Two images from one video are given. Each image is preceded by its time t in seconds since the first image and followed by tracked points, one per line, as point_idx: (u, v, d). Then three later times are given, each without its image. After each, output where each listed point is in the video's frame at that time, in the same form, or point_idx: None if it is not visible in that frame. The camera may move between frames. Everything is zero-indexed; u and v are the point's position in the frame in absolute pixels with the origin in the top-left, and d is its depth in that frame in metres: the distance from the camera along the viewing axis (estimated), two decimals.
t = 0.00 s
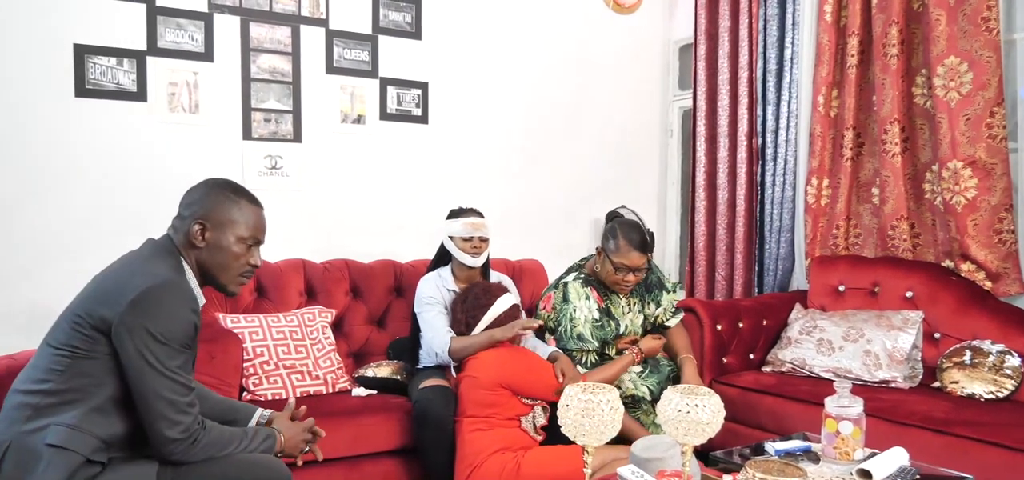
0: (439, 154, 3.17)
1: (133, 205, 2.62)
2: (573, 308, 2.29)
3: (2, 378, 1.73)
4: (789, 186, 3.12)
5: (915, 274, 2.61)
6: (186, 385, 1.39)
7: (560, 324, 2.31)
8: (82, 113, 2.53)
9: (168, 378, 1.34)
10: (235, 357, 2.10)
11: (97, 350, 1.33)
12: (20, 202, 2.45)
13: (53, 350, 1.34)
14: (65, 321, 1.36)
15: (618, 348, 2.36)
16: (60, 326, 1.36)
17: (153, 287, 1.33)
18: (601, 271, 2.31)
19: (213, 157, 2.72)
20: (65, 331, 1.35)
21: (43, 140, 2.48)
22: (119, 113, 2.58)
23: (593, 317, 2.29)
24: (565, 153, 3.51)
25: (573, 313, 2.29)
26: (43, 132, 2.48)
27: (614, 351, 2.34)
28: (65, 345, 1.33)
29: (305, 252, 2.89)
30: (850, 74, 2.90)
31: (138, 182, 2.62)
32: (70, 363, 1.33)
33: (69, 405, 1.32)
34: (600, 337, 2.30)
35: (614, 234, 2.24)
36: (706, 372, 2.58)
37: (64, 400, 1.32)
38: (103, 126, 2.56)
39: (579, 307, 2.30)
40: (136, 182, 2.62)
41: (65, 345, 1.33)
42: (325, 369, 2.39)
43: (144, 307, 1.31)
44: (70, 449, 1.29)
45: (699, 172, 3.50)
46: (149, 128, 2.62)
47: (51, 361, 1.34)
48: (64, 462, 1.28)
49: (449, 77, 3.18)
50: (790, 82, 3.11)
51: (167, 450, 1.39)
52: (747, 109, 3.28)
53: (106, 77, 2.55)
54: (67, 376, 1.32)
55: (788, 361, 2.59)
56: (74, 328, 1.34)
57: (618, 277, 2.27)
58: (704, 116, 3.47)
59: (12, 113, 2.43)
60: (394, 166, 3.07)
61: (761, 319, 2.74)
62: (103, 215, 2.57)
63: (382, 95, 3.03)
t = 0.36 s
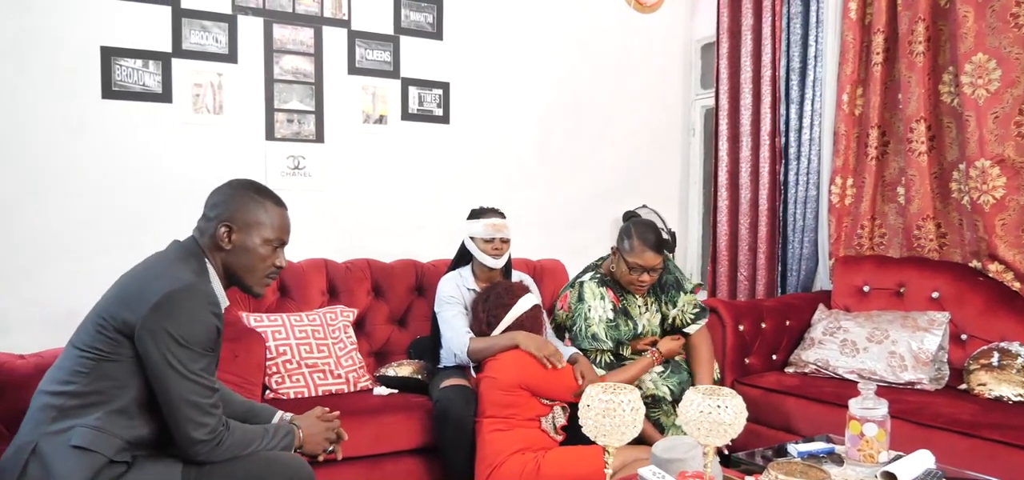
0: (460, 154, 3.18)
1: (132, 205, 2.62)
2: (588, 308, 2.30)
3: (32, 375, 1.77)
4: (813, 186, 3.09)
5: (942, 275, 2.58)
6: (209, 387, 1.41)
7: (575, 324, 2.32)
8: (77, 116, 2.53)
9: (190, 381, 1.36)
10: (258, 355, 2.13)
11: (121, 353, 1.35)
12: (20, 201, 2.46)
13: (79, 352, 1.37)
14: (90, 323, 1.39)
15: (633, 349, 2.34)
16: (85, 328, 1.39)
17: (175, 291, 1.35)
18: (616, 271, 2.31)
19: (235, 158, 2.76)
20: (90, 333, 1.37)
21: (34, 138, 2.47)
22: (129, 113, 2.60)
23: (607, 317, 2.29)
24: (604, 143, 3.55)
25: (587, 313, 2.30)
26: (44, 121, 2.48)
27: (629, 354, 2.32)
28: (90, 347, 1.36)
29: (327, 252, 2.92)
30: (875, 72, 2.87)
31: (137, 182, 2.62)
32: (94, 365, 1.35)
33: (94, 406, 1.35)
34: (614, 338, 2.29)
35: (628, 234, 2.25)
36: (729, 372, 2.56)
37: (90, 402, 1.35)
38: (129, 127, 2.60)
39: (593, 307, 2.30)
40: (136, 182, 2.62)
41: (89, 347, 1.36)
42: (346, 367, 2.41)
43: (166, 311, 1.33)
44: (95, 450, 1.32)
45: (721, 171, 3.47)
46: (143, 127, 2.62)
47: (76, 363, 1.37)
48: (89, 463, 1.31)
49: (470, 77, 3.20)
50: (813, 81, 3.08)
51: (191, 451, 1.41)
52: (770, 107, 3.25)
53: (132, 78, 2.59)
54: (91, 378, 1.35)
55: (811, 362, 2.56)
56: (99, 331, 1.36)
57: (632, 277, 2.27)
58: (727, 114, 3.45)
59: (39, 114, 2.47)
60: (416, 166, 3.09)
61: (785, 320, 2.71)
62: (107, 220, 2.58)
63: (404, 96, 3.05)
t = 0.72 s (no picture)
0: (471, 154, 3.19)
1: (134, 206, 2.63)
2: (597, 306, 2.29)
3: (47, 373, 1.79)
4: (825, 185, 3.07)
5: (956, 274, 2.56)
6: (225, 387, 1.42)
7: (584, 322, 2.31)
8: (86, 117, 2.55)
9: (206, 381, 1.37)
10: (270, 354, 2.14)
11: (137, 352, 1.37)
12: (20, 201, 2.47)
13: (96, 351, 1.39)
14: (108, 323, 1.40)
15: (641, 349, 2.32)
16: (103, 327, 1.41)
17: (192, 292, 1.36)
18: (628, 272, 2.30)
19: (248, 157, 2.78)
20: (108, 332, 1.39)
21: (40, 139, 2.49)
22: (142, 113, 2.62)
23: (616, 316, 2.28)
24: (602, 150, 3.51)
25: (596, 311, 2.29)
26: (55, 121, 2.50)
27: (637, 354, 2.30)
28: (107, 346, 1.38)
29: (339, 251, 2.94)
30: (889, 70, 2.85)
31: (139, 182, 2.63)
32: (111, 364, 1.37)
33: (111, 405, 1.36)
34: (622, 338, 2.28)
35: (636, 234, 2.25)
36: (740, 372, 2.55)
37: (107, 402, 1.36)
38: (142, 127, 2.62)
39: (603, 305, 2.30)
40: (136, 182, 2.63)
41: (107, 346, 1.37)
42: (358, 367, 2.43)
43: (184, 312, 1.34)
44: (111, 449, 1.33)
45: (733, 170, 3.46)
46: (156, 128, 2.64)
47: (93, 363, 1.38)
48: (105, 461, 1.32)
49: (482, 77, 3.20)
50: (826, 79, 3.06)
51: (206, 450, 1.42)
52: (783, 106, 3.23)
53: (146, 78, 2.62)
54: (109, 377, 1.36)
55: (824, 362, 2.55)
56: (116, 330, 1.38)
57: (644, 277, 2.26)
58: (739, 113, 3.44)
59: (55, 114, 2.50)
60: (427, 166, 3.10)
61: (797, 320, 2.70)
62: (112, 224, 2.59)
63: (415, 95, 3.06)
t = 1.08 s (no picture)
0: (476, 146, 3.19)
1: (145, 205, 2.64)
2: (601, 295, 2.32)
3: (54, 366, 1.80)
4: (832, 177, 3.06)
5: (963, 267, 2.55)
6: (230, 380, 1.43)
7: (588, 310, 2.35)
8: (91, 110, 2.55)
9: (212, 373, 1.38)
10: (275, 346, 2.15)
11: (143, 345, 1.38)
12: (20, 201, 2.48)
13: (101, 344, 1.39)
14: (113, 316, 1.41)
15: (646, 340, 2.34)
16: (108, 320, 1.41)
17: (196, 284, 1.36)
18: (635, 262, 2.29)
19: (253, 150, 2.78)
20: (113, 325, 1.40)
21: (40, 138, 2.49)
22: (147, 106, 2.62)
23: (620, 304, 2.31)
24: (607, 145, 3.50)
25: (600, 300, 2.32)
26: (59, 114, 2.51)
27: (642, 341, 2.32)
28: (113, 338, 1.38)
29: (345, 243, 2.94)
30: (897, 62, 2.83)
31: (140, 178, 2.63)
32: (116, 356, 1.37)
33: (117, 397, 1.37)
34: (626, 326, 2.31)
35: (641, 225, 2.25)
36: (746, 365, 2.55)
37: (113, 394, 1.37)
38: (148, 119, 2.63)
39: (607, 294, 2.32)
40: (139, 178, 2.63)
41: (112, 339, 1.38)
42: (363, 359, 2.43)
43: (189, 304, 1.35)
44: (118, 440, 1.34)
45: (739, 163, 3.45)
46: (161, 121, 2.64)
47: (98, 355, 1.39)
48: (112, 453, 1.33)
49: (487, 69, 3.19)
50: (834, 71, 3.04)
51: (212, 442, 1.43)
52: (790, 98, 3.21)
53: (151, 71, 2.62)
54: (114, 369, 1.37)
55: (829, 355, 2.54)
56: (121, 323, 1.38)
57: (652, 266, 2.25)
58: (745, 106, 3.43)
59: (62, 107, 2.51)
60: (433, 158, 3.09)
61: (803, 313, 2.70)
62: (118, 220, 2.61)
63: (420, 87, 3.05)
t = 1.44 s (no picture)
0: (484, 141, 3.18)
1: (155, 201, 2.66)
2: (605, 285, 2.32)
3: (65, 359, 1.82)
4: (842, 172, 3.04)
5: (974, 262, 2.54)
6: (239, 375, 1.43)
7: (592, 301, 2.33)
8: (100, 105, 2.56)
9: (221, 368, 1.39)
10: (285, 341, 2.16)
11: (153, 339, 1.39)
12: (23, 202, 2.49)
13: (112, 339, 1.41)
14: (124, 310, 1.42)
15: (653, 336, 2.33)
16: (119, 314, 1.43)
17: (206, 279, 1.37)
18: (650, 253, 2.30)
19: (261, 145, 2.79)
20: (124, 319, 1.41)
21: (42, 140, 2.49)
22: (157, 101, 2.63)
23: (624, 294, 2.31)
24: (615, 142, 3.49)
25: (604, 290, 2.32)
26: (68, 110, 2.52)
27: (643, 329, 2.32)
28: (124, 332, 1.39)
29: (353, 238, 2.95)
30: (909, 55, 2.81)
31: (148, 174, 2.64)
32: (127, 350, 1.38)
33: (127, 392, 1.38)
34: (630, 314, 2.30)
35: (651, 215, 2.28)
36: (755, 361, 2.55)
37: (124, 388, 1.38)
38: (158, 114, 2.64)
39: (611, 284, 2.33)
40: (148, 174, 2.64)
41: (123, 334, 1.39)
42: (372, 353, 2.44)
43: (200, 300, 1.36)
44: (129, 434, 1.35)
45: (749, 157, 3.44)
46: (171, 116, 2.66)
47: (109, 349, 1.40)
48: (122, 446, 1.34)
49: (495, 63, 3.19)
50: (844, 65, 3.02)
51: (221, 436, 1.44)
52: (800, 93, 3.19)
53: (160, 66, 2.63)
54: (125, 364, 1.38)
55: (839, 351, 2.53)
56: (132, 317, 1.40)
57: (669, 252, 2.27)
58: (755, 100, 3.41)
59: (74, 102, 2.53)
60: (442, 152, 3.10)
61: (812, 308, 2.69)
62: (132, 212, 2.63)
63: (429, 82, 3.05)
